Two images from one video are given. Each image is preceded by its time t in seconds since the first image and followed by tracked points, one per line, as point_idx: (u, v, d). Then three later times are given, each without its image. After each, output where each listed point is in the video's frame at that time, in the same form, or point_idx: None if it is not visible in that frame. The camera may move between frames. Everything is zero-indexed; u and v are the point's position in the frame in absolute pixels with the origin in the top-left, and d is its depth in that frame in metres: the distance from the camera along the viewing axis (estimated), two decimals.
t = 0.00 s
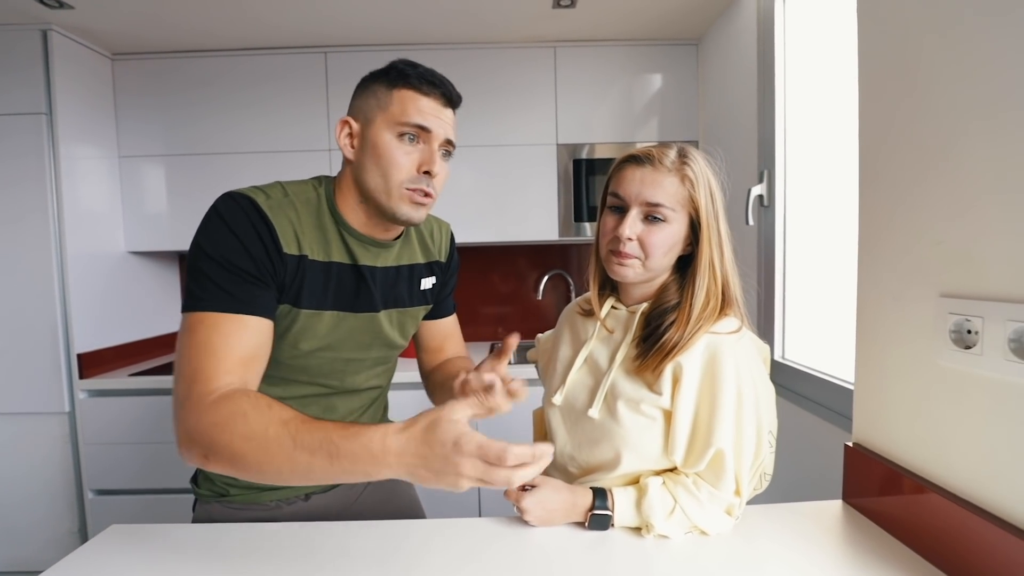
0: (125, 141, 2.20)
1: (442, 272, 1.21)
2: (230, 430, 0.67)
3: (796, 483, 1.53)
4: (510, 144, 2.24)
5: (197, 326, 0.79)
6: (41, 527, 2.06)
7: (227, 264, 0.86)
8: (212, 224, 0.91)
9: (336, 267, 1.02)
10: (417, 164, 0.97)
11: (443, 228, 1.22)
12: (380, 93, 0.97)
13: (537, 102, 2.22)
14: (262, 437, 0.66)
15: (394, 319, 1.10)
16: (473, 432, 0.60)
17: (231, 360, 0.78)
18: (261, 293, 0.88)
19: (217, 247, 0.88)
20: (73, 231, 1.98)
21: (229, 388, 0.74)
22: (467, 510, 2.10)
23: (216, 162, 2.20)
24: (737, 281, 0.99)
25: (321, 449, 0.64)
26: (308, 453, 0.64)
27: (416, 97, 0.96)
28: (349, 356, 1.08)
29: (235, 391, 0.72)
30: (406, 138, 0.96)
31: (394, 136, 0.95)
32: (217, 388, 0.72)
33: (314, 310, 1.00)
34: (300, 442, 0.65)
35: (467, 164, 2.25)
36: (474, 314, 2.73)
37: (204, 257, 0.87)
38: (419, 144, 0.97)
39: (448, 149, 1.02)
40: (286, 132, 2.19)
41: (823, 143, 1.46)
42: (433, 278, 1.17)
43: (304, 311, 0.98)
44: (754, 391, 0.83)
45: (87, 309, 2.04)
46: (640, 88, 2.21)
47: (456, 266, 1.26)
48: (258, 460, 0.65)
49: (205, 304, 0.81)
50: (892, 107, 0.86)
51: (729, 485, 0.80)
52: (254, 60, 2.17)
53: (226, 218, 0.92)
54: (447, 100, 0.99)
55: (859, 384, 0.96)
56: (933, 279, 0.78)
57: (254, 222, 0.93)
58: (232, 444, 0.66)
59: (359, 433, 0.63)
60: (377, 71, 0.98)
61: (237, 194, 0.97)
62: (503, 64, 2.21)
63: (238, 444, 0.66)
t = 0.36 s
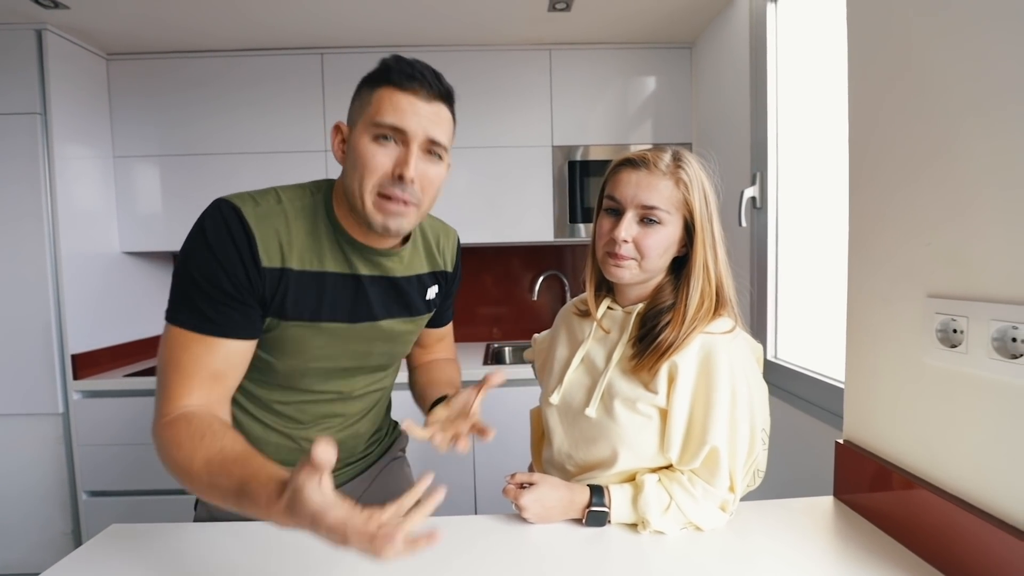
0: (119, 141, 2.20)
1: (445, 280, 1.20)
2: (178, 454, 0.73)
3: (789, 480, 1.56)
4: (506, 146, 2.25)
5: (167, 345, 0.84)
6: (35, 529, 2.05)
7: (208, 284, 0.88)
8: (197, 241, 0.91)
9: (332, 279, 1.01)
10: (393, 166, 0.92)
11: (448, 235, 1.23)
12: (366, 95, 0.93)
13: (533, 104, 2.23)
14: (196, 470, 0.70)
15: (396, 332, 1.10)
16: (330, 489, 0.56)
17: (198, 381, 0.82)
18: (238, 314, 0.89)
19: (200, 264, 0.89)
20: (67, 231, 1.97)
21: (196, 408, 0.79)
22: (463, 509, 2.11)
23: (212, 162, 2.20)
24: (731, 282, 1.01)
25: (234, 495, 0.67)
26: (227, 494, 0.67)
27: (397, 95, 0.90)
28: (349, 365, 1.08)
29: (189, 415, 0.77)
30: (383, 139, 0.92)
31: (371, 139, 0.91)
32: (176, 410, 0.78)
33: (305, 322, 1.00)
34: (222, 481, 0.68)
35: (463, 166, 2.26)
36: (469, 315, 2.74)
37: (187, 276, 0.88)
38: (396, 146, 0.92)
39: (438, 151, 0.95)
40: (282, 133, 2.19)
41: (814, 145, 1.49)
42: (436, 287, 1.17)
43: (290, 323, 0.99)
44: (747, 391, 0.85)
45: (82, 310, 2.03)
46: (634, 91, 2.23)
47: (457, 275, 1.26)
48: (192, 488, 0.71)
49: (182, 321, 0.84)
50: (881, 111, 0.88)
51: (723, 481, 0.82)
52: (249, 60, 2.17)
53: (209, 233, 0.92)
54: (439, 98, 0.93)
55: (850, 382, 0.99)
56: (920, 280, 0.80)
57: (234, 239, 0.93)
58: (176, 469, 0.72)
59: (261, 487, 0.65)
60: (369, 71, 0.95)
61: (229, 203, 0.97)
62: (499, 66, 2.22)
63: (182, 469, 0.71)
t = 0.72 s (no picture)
0: (117, 141, 2.20)
1: (442, 288, 1.20)
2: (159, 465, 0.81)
3: (783, 480, 1.57)
4: (504, 147, 2.26)
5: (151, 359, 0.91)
6: (31, 529, 2.05)
7: (188, 305, 0.91)
8: (181, 262, 0.94)
9: (316, 291, 1.01)
10: (385, 189, 0.93)
11: (446, 242, 1.22)
12: (363, 113, 0.93)
13: (530, 105, 2.24)
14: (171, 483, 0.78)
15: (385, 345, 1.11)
16: (289, 536, 0.64)
17: (178, 395, 0.89)
18: (215, 333, 0.93)
19: (183, 283, 0.93)
20: (64, 231, 1.97)
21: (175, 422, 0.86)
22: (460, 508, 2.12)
23: (210, 162, 2.20)
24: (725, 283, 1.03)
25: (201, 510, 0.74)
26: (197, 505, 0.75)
27: (393, 115, 0.90)
28: (335, 375, 1.09)
29: (168, 428, 0.84)
30: (377, 161, 0.93)
31: (365, 160, 0.92)
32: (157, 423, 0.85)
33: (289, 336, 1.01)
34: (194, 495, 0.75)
35: (460, 166, 2.27)
36: (466, 316, 2.75)
37: (170, 297, 0.92)
38: (390, 169, 0.93)
39: (432, 174, 0.96)
40: (280, 133, 2.20)
41: (809, 148, 1.51)
42: (432, 296, 1.17)
43: (274, 337, 1.01)
44: (741, 390, 0.86)
45: (79, 309, 2.03)
46: (631, 93, 2.25)
47: (456, 281, 1.26)
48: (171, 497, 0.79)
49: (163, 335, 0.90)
50: (874, 114, 0.89)
51: (718, 479, 0.83)
52: (247, 61, 2.18)
53: (190, 255, 0.94)
54: (436, 120, 0.93)
55: (843, 382, 1.00)
56: (911, 281, 0.82)
57: (212, 258, 0.94)
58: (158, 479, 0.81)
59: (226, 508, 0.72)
60: (369, 84, 0.95)
61: (215, 217, 0.97)
62: (496, 68, 2.23)
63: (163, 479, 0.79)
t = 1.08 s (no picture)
0: (115, 140, 2.19)
1: (432, 282, 1.20)
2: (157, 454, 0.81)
3: (778, 480, 1.58)
4: (501, 147, 2.27)
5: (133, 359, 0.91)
6: (27, 528, 2.04)
7: (174, 296, 0.93)
8: (169, 255, 0.95)
9: (303, 283, 1.02)
10: (370, 167, 0.95)
11: (435, 237, 1.22)
12: (344, 97, 0.97)
13: (528, 106, 2.25)
14: (180, 463, 0.80)
15: (375, 337, 1.10)
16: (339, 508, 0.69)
17: (165, 388, 0.90)
18: (202, 325, 0.94)
19: (170, 275, 0.94)
20: (61, 230, 1.96)
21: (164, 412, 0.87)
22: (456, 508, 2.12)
23: (207, 162, 2.20)
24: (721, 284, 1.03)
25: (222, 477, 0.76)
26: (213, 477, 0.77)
27: (374, 97, 0.93)
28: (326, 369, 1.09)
29: (163, 417, 0.85)
30: (360, 141, 0.95)
31: (348, 141, 0.95)
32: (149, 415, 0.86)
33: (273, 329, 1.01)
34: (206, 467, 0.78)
35: (458, 167, 2.27)
36: (464, 316, 2.75)
37: (156, 290, 0.93)
38: (374, 148, 0.95)
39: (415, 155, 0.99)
40: (279, 133, 2.20)
41: (805, 150, 1.51)
42: (421, 289, 1.17)
43: (261, 330, 1.01)
44: (736, 391, 0.87)
45: (76, 308, 2.03)
46: (628, 94, 2.25)
47: (447, 278, 1.27)
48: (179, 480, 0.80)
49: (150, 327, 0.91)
50: (869, 117, 0.90)
51: (713, 479, 0.84)
52: (246, 61, 2.18)
53: (178, 249, 0.95)
54: (415, 101, 0.97)
55: (839, 383, 1.00)
56: (905, 282, 0.83)
57: (200, 250, 0.95)
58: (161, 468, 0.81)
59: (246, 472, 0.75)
60: (347, 73, 0.98)
61: (205, 213, 0.99)
62: (494, 69, 2.24)
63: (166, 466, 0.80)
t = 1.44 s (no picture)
0: (117, 142, 2.20)
1: (430, 254, 1.26)
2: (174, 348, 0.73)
3: (780, 480, 1.57)
4: (502, 147, 2.27)
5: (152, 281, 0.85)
6: (30, 528, 2.05)
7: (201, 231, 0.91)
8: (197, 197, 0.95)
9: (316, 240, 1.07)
10: (378, 147, 1.03)
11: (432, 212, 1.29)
12: (355, 82, 1.04)
13: (529, 106, 2.25)
14: (204, 350, 0.72)
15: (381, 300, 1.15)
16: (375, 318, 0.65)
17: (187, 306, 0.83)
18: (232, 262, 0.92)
19: (195, 213, 0.93)
20: (64, 232, 1.97)
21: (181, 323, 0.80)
22: (458, 508, 2.13)
23: (209, 163, 2.21)
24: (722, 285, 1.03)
25: (248, 344, 0.70)
26: (240, 348, 0.70)
27: (386, 84, 1.01)
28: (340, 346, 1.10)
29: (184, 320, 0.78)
30: (370, 124, 1.02)
31: (359, 122, 1.02)
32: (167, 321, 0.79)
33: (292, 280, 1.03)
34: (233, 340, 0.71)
35: (459, 167, 2.27)
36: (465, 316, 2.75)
37: (186, 220, 0.92)
38: (383, 131, 1.03)
39: (418, 141, 1.07)
40: (280, 134, 2.20)
41: (806, 149, 1.51)
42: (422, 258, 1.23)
43: (282, 280, 1.02)
44: (738, 391, 0.86)
45: (79, 310, 2.04)
46: (629, 94, 2.25)
47: (443, 254, 1.31)
48: (201, 369, 0.71)
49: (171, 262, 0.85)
50: (869, 114, 0.90)
51: (714, 479, 0.84)
52: (247, 62, 2.18)
53: (209, 188, 0.97)
54: (420, 89, 1.05)
55: (840, 383, 1.00)
56: (907, 281, 0.82)
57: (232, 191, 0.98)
58: (179, 361, 0.72)
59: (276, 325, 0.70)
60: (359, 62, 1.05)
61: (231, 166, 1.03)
62: (494, 69, 2.24)
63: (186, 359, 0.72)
